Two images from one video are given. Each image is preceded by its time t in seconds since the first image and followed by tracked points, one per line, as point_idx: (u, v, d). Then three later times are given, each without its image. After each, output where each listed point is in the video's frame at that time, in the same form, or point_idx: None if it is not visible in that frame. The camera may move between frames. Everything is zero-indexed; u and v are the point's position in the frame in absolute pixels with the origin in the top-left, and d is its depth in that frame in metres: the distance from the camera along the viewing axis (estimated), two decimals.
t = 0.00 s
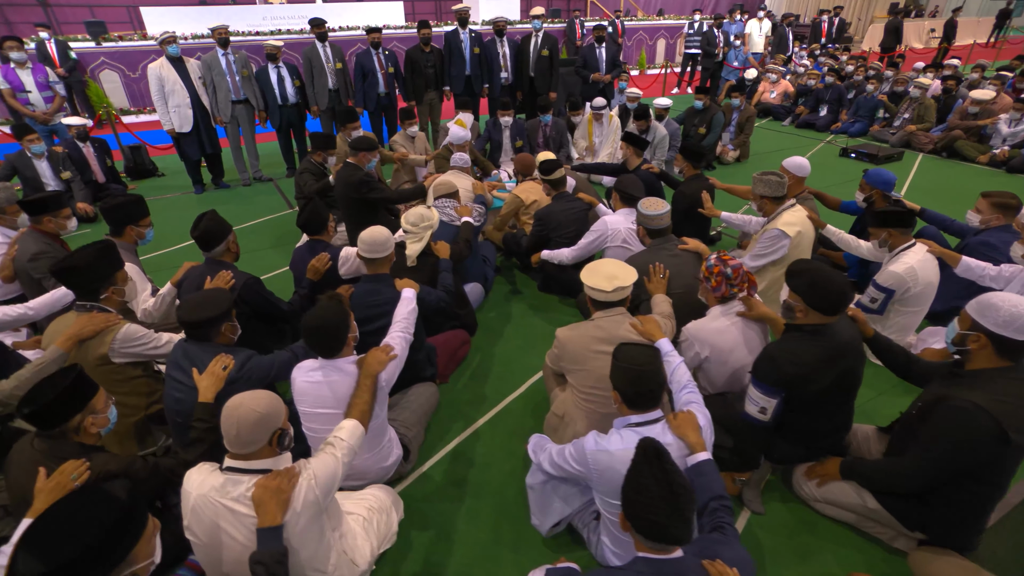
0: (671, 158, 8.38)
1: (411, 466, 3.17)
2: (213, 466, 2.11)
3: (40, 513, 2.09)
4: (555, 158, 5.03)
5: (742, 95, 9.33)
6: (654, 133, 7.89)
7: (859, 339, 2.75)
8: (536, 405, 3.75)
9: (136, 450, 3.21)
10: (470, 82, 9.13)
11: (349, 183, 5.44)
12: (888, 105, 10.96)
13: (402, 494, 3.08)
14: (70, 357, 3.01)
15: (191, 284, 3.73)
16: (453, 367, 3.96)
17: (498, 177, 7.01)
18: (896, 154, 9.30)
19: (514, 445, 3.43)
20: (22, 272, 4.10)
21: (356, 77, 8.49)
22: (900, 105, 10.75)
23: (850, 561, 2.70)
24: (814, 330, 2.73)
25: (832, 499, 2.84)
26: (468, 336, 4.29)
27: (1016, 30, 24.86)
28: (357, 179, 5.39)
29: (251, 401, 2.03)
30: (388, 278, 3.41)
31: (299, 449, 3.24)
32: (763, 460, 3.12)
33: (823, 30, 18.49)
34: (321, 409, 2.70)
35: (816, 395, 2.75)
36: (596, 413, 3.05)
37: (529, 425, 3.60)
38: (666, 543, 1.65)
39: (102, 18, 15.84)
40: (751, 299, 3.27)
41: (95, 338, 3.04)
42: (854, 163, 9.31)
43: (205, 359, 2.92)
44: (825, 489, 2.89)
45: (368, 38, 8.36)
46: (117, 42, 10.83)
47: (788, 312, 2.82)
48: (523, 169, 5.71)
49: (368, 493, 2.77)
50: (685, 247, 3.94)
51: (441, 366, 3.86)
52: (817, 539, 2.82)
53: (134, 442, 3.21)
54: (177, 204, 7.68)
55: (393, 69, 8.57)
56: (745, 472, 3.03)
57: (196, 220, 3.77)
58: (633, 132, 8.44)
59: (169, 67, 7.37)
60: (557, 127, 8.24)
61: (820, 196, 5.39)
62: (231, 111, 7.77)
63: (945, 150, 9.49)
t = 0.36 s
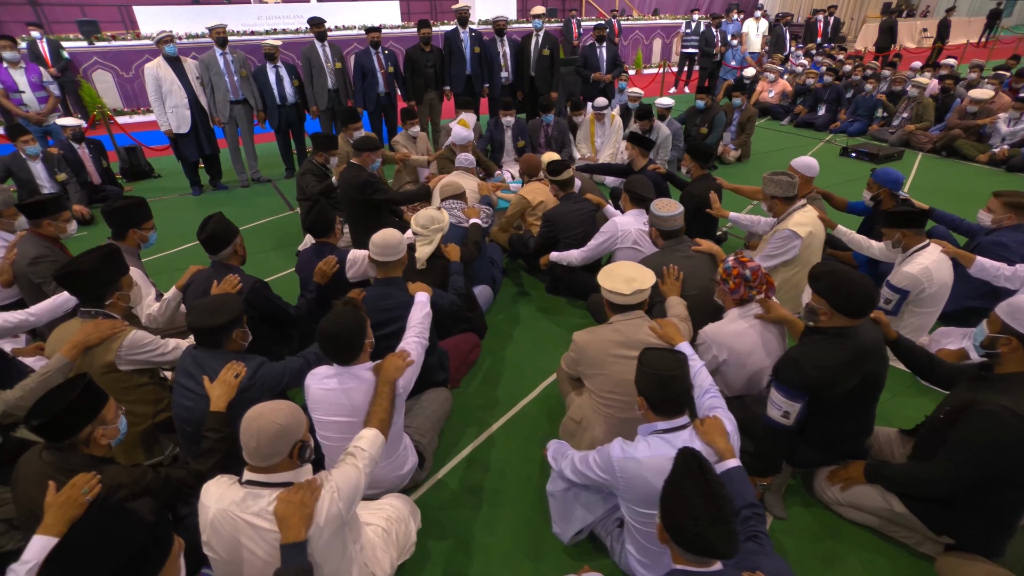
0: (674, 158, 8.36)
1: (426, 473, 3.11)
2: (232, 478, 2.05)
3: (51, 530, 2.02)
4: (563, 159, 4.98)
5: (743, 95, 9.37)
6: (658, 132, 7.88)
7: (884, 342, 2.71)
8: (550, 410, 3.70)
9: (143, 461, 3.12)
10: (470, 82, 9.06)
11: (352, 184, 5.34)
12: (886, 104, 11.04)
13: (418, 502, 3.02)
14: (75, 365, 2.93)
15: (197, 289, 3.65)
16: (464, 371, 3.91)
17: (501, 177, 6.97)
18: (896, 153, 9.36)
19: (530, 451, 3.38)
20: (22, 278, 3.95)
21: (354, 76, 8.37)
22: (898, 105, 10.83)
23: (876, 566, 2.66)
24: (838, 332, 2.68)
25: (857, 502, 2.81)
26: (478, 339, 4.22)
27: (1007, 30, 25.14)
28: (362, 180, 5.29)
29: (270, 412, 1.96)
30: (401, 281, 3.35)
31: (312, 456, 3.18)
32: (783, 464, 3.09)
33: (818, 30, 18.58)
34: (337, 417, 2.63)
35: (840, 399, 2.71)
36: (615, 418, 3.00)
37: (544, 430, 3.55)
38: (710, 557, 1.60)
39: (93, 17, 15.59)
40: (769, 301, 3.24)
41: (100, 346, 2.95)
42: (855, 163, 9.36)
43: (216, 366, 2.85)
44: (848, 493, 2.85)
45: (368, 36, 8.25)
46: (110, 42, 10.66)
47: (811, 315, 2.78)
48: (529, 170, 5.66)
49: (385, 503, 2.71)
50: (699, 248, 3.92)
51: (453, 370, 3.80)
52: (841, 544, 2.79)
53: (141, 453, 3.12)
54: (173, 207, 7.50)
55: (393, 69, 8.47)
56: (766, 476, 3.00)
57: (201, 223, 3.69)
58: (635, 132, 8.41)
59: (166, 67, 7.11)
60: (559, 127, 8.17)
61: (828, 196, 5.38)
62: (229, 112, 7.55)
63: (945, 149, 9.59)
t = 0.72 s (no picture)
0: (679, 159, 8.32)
1: (448, 483, 3.04)
2: (259, 496, 1.97)
3: (67, 551, 1.93)
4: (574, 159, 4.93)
5: (745, 95, 9.36)
6: (662, 133, 7.88)
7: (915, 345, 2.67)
8: (569, 415, 3.64)
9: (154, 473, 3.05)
10: (472, 81, 8.93)
11: (358, 186, 5.22)
12: (885, 104, 11.10)
13: (440, 513, 2.95)
14: (84, 375, 2.84)
15: (206, 294, 3.56)
16: (479, 377, 3.83)
17: (507, 178, 6.91)
18: (896, 153, 9.36)
19: (551, 458, 3.31)
20: (22, 284, 3.77)
21: (354, 76, 8.01)
22: (897, 104, 10.90)
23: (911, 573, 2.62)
24: (869, 336, 2.62)
25: (889, 508, 2.76)
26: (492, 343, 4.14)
27: (996, 30, 25.46)
28: (368, 182, 5.18)
29: (301, 426, 1.88)
30: (417, 285, 3.27)
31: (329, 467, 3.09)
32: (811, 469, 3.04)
33: (813, 30, 18.66)
34: (359, 427, 2.55)
35: (873, 403, 2.65)
36: (640, 424, 2.94)
37: (564, 437, 3.48)
38: None
39: (83, 16, 15.30)
40: (793, 304, 3.20)
41: (110, 355, 2.87)
42: (856, 162, 9.39)
43: (232, 376, 2.77)
44: (880, 499, 2.80)
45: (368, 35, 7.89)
46: (102, 41, 10.48)
47: (841, 320, 2.71)
48: (537, 171, 5.60)
49: (409, 515, 2.62)
50: (716, 250, 3.88)
51: (469, 375, 3.72)
52: (874, 551, 2.74)
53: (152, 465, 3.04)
54: (170, 209, 7.29)
55: (393, 69, 8.27)
56: (794, 482, 2.95)
57: (209, 227, 3.59)
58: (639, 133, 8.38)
59: (163, 67, 6.86)
60: (562, 127, 8.13)
61: (839, 197, 5.38)
62: (228, 113, 7.31)
63: (945, 148, 9.66)
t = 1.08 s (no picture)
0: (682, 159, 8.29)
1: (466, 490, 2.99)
2: (282, 509, 1.92)
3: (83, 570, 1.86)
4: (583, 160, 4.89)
5: (747, 94, 9.35)
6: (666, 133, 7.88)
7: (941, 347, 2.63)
8: (584, 420, 3.59)
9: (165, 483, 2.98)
10: (473, 81, 8.78)
11: (364, 187, 5.13)
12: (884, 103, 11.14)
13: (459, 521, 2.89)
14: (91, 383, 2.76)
15: (213, 299, 3.49)
16: (492, 381, 3.77)
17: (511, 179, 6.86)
18: (897, 152, 9.40)
19: (568, 464, 3.26)
20: (22, 289, 3.64)
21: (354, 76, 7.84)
22: (896, 104, 10.95)
23: None
24: (895, 339, 2.56)
25: (916, 512, 2.72)
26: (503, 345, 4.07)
27: (988, 31, 25.71)
28: (374, 183, 5.08)
29: (327, 437, 1.82)
30: (432, 289, 3.21)
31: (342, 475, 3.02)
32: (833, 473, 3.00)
33: (809, 30, 18.73)
34: (378, 436, 2.48)
35: (900, 406, 2.59)
36: (662, 429, 2.88)
37: (581, 441, 3.43)
38: None
39: (75, 15, 15.04)
40: (812, 306, 3.16)
41: (118, 362, 2.80)
42: (857, 161, 9.42)
43: (244, 383, 2.70)
44: (906, 503, 2.76)
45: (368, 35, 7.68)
46: (95, 40, 10.32)
47: (866, 322, 2.64)
48: (544, 171, 5.56)
49: (429, 525, 2.56)
50: (732, 251, 3.84)
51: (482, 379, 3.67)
52: (901, 556, 2.71)
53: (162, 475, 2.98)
54: (170, 211, 7.11)
55: (394, 69, 8.05)
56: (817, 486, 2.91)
57: (216, 230, 3.52)
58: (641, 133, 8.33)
59: (161, 67, 6.70)
60: (564, 127, 8.06)
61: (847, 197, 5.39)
62: (227, 113, 7.14)
63: (945, 147, 9.72)
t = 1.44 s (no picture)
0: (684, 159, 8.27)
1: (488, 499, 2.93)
2: (313, 526, 1.85)
3: None
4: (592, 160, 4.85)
5: (747, 93, 9.35)
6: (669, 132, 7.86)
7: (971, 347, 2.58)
8: (603, 424, 3.54)
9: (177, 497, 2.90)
10: (473, 81, 8.62)
11: (369, 189, 4.99)
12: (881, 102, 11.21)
13: (482, 530, 2.83)
14: (102, 393, 2.69)
15: (223, 304, 3.40)
16: (508, 385, 3.71)
17: (516, 179, 6.80)
18: (896, 151, 9.48)
19: (589, 470, 3.20)
20: (20, 296, 3.49)
21: (352, 75, 7.67)
22: (893, 103, 11.03)
23: None
24: (927, 340, 2.49)
25: (948, 515, 2.68)
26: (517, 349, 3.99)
27: (976, 31, 26.02)
28: (379, 184, 4.94)
29: (363, 451, 1.75)
30: (450, 292, 3.14)
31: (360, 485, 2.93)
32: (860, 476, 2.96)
33: (802, 29, 18.80)
34: (403, 446, 2.39)
35: (933, 408, 2.51)
36: (688, 434, 2.82)
37: (601, 446, 3.38)
38: None
39: (64, 16, 14.66)
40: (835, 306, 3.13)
41: (128, 372, 2.73)
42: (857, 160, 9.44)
43: (261, 392, 2.61)
44: (937, 506, 2.71)
45: (368, 33, 7.54)
46: (84, 40, 10.11)
47: (896, 322, 2.55)
48: (551, 171, 5.51)
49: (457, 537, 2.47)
50: (750, 252, 3.81)
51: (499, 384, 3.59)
52: (932, 560, 2.67)
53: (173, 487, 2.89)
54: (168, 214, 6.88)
55: (393, 68, 7.92)
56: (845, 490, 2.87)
57: (225, 233, 3.43)
58: (643, 132, 8.28)
59: (156, 65, 6.48)
60: (567, 127, 7.96)
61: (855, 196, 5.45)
62: (224, 113, 6.93)
63: (942, 146, 9.81)
